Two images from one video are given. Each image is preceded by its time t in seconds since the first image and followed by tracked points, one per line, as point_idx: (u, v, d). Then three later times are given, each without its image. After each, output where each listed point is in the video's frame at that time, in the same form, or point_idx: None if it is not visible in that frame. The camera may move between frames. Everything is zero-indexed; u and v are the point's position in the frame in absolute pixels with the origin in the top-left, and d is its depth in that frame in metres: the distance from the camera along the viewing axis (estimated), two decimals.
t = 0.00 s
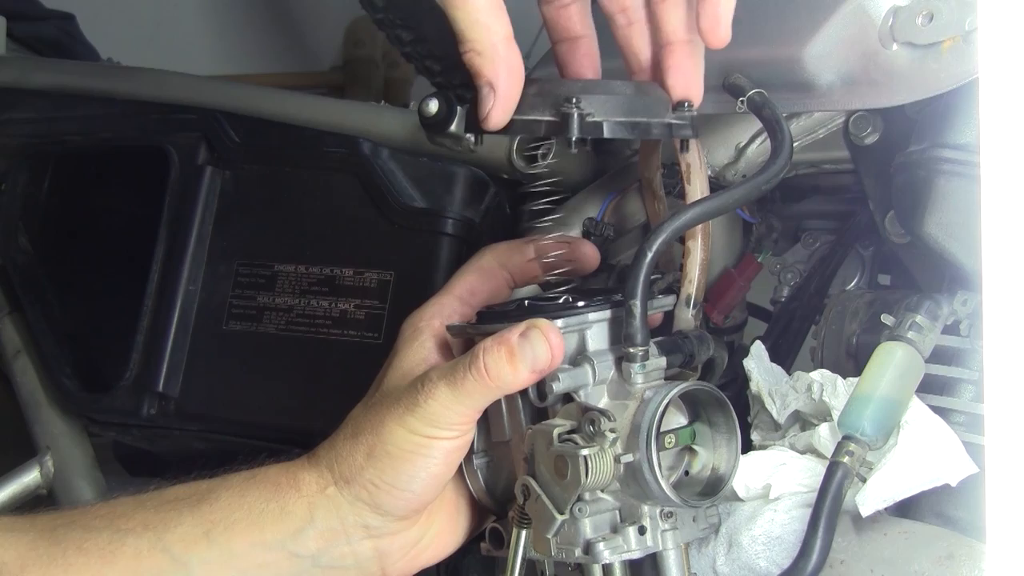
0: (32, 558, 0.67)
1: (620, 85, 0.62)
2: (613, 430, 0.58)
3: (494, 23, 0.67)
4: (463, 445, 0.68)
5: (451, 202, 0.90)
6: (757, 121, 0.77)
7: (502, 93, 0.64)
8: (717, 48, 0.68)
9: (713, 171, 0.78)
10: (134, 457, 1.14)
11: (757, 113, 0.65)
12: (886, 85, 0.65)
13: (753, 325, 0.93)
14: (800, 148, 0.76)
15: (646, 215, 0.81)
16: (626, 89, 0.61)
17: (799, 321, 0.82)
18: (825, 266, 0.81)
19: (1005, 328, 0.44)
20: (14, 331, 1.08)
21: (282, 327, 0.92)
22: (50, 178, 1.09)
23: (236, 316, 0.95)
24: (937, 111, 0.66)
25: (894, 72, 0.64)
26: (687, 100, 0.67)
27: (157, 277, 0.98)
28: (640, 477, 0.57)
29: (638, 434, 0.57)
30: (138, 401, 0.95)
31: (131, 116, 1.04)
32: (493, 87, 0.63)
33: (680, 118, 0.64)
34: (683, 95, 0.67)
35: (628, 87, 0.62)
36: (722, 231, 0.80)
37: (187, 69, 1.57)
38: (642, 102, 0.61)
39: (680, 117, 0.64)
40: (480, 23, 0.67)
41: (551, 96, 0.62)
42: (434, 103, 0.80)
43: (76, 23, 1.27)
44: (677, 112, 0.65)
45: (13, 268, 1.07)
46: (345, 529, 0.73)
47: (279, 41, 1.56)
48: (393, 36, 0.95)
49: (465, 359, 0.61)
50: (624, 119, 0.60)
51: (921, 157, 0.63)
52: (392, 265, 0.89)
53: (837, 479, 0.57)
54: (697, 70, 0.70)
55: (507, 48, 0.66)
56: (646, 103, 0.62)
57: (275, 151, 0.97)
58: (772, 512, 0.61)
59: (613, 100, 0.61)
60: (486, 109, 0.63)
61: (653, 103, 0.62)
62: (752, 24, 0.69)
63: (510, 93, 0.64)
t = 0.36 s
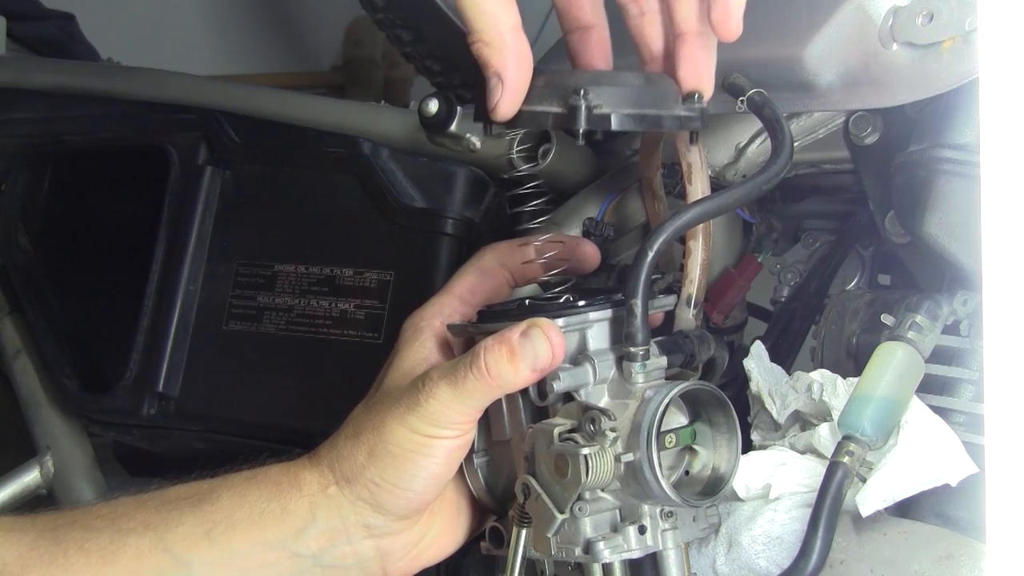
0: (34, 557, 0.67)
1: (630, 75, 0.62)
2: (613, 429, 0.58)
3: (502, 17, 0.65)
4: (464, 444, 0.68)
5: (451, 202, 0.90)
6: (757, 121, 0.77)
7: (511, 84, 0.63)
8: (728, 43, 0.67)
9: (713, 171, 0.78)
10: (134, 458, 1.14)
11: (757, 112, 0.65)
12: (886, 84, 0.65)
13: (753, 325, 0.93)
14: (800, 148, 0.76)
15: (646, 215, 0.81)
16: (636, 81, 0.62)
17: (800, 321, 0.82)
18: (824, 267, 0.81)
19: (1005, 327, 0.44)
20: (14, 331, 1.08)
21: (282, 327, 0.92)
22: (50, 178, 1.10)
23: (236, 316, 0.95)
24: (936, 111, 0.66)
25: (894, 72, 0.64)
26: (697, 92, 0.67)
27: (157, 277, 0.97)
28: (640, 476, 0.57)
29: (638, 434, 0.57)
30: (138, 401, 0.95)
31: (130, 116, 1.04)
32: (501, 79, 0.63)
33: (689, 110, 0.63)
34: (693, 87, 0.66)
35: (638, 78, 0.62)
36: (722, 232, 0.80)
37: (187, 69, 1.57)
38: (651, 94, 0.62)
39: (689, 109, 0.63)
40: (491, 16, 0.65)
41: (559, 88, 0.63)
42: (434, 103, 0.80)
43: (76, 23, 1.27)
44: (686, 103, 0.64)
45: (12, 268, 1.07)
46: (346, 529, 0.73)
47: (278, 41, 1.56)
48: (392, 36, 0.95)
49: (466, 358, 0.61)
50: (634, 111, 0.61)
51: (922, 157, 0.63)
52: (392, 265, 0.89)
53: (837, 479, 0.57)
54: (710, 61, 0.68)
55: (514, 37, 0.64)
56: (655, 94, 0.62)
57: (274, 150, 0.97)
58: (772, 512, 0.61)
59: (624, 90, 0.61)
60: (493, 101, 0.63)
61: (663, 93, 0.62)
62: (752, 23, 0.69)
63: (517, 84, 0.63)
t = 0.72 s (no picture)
0: (34, 557, 0.67)
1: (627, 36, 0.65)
2: (614, 428, 0.58)
3: None
4: (465, 444, 0.68)
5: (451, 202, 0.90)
6: (757, 121, 0.78)
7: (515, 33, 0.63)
8: None
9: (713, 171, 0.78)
10: (135, 458, 1.14)
11: (757, 113, 0.65)
12: (886, 84, 0.65)
13: (753, 325, 0.93)
14: (800, 148, 0.76)
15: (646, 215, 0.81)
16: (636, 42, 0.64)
17: (800, 321, 0.82)
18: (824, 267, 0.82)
19: (1005, 328, 0.44)
20: (14, 331, 1.08)
21: (282, 327, 0.92)
22: (50, 178, 1.10)
23: (236, 316, 0.95)
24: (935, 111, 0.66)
25: (894, 72, 0.64)
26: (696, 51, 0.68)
27: (157, 277, 0.97)
28: (641, 476, 0.57)
29: (639, 433, 0.57)
30: (138, 401, 0.95)
31: (130, 116, 1.04)
32: (500, 37, 0.61)
33: (687, 69, 0.67)
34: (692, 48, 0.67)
35: (636, 39, 0.64)
36: (723, 232, 0.80)
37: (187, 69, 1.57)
38: (648, 54, 0.64)
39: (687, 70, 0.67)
40: None
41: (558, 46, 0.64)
42: (434, 103, 0.81)
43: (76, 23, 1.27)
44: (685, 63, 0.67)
45: (12, 267, 1.07)
46: (347, 528, 0.73)
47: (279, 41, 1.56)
48: (392, 36, 0.95)
49: (467, 357, 0.61)
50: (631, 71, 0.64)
51: (922, 157, 0.63)
52: (392, 264, 0.89)
53: (837, 479, 0.57)
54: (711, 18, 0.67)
55: None
56: (653, 55, 0.64)
57: (275, 150, 0.97)
58: (772, 512, 0.61)
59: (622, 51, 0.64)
60: (492, 58, 0.63)
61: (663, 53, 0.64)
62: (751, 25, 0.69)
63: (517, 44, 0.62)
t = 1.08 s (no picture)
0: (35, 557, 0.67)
1: None
2: (614, 428, 0.58)
3: None
4: (465, 443, 0.68)
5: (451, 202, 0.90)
6: (757, 120, 0.78)
7: None
8: None
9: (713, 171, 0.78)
10: (135, 458, 1.14)
11: (757, 113, 0.65)
12: (886, 84, 0.65)
13: (753, 325, 0.93)
14: (800, 148, 0.76)
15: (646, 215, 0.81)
16: None
17: (799, 321, 0.82)
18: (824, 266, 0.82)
19: (1005, 329, 0.44)
20: (14, 331, 1.08)
21: (282, 327, 0.92)
22: (50, 178, 1.10)
23: (236, 316, 0.95)
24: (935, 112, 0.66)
25: (894, 72, 0.64)
26: None
27: (157, 277, 0.98)
28: (640, 476, 0.57)
29: (639, 433, 0.57)
30: (138, 401, 0.95)
31: (130, 115, 1.04)
32: None
33: (662, 21, 0.63)
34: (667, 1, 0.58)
35: None
36: (723, 232, 0.80)
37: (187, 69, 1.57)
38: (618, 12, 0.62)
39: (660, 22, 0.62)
40: None
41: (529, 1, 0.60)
42: (434, 103, 0.81)
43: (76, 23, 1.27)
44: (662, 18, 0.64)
45: (13, 267, 1.07)
46: (347, 528, 0.73)
47: (279, 41, 1.56)
48: (392, 36, 0.95)
49: (467, 358, 0.61)
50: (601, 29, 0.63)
51: (922, 157, 0.63)
52: (392, 264, 0.89)
53: (837, 479, 0.57)
54: None
55: None
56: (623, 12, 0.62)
57: (275, 150, 0.97)
58: (772, 512, 0.61)
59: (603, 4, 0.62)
60: None
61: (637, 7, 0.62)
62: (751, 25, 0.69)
63: None
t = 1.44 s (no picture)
0: (35, 557, 0.67)
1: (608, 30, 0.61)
2: (615, 426, 0.58)
3: None
4: (466, 442, 0.68)
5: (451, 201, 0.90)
6: (757, 121, 0.78)
7: None
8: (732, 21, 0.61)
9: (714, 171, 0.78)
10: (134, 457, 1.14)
11: (757, 112, 0.65)
12: (885, 85, 0.64)
13: (753, 325, 0.93)
14: (799, 148, 0.76)
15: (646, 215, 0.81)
16: (642, 44, 0.61)
17: (799, 322, 0.82)
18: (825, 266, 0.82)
19: (1005, 328, 0.44)
20: (13, 331, 1.08)
21: (282, 327, 0.92)
22: (50, 178, 1.09)
23: (236, 316, 0.95)
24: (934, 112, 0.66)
25: (894, 72, 0.64)
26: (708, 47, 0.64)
27: (157, 276, 0.97)
28: (642, 475, 0.57)
29: (639, 432, 0.57)
30: (138, 401, 0.95)
31: (131, 116, 1.04)
32: (501, 25, 0.58)
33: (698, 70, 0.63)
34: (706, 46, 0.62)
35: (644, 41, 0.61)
36: (722, 231, 0.81)
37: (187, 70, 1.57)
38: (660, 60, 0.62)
39: (696, 73, 0.63)
40: None
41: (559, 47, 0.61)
42: (434, 103, 0.81)
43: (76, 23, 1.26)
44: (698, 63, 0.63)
45: (12, 268, 1.06)
46: (348, 527, 0.73)
47: (279, 42, 1.56)
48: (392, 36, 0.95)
49: (469, 355, 0.61)
50: (635, 76, 0.61)
51: (922, 157, 0.63)
52: (392, 264, 0.89)
53: (837, 478, 0.57)
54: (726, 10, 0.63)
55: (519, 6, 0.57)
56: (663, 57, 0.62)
57: (276, 151, 0.97)
58: (772, 512, 0.61)
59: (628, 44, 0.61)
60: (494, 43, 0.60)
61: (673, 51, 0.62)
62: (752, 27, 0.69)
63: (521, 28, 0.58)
